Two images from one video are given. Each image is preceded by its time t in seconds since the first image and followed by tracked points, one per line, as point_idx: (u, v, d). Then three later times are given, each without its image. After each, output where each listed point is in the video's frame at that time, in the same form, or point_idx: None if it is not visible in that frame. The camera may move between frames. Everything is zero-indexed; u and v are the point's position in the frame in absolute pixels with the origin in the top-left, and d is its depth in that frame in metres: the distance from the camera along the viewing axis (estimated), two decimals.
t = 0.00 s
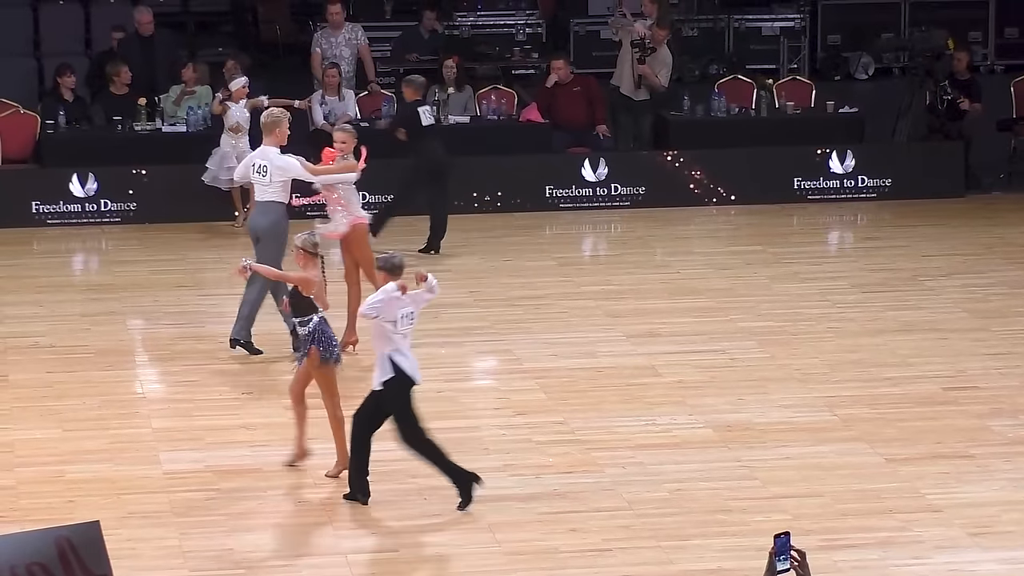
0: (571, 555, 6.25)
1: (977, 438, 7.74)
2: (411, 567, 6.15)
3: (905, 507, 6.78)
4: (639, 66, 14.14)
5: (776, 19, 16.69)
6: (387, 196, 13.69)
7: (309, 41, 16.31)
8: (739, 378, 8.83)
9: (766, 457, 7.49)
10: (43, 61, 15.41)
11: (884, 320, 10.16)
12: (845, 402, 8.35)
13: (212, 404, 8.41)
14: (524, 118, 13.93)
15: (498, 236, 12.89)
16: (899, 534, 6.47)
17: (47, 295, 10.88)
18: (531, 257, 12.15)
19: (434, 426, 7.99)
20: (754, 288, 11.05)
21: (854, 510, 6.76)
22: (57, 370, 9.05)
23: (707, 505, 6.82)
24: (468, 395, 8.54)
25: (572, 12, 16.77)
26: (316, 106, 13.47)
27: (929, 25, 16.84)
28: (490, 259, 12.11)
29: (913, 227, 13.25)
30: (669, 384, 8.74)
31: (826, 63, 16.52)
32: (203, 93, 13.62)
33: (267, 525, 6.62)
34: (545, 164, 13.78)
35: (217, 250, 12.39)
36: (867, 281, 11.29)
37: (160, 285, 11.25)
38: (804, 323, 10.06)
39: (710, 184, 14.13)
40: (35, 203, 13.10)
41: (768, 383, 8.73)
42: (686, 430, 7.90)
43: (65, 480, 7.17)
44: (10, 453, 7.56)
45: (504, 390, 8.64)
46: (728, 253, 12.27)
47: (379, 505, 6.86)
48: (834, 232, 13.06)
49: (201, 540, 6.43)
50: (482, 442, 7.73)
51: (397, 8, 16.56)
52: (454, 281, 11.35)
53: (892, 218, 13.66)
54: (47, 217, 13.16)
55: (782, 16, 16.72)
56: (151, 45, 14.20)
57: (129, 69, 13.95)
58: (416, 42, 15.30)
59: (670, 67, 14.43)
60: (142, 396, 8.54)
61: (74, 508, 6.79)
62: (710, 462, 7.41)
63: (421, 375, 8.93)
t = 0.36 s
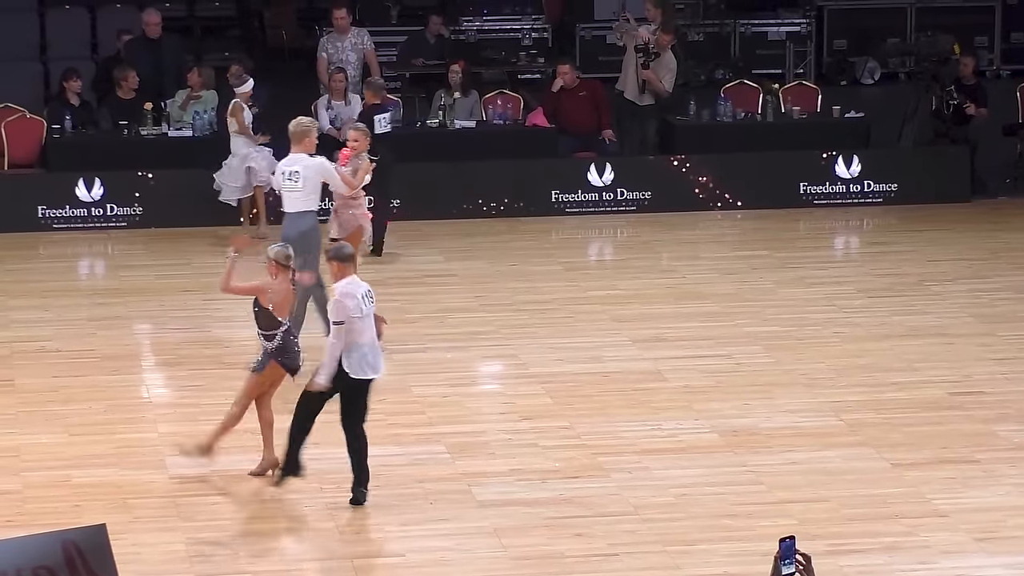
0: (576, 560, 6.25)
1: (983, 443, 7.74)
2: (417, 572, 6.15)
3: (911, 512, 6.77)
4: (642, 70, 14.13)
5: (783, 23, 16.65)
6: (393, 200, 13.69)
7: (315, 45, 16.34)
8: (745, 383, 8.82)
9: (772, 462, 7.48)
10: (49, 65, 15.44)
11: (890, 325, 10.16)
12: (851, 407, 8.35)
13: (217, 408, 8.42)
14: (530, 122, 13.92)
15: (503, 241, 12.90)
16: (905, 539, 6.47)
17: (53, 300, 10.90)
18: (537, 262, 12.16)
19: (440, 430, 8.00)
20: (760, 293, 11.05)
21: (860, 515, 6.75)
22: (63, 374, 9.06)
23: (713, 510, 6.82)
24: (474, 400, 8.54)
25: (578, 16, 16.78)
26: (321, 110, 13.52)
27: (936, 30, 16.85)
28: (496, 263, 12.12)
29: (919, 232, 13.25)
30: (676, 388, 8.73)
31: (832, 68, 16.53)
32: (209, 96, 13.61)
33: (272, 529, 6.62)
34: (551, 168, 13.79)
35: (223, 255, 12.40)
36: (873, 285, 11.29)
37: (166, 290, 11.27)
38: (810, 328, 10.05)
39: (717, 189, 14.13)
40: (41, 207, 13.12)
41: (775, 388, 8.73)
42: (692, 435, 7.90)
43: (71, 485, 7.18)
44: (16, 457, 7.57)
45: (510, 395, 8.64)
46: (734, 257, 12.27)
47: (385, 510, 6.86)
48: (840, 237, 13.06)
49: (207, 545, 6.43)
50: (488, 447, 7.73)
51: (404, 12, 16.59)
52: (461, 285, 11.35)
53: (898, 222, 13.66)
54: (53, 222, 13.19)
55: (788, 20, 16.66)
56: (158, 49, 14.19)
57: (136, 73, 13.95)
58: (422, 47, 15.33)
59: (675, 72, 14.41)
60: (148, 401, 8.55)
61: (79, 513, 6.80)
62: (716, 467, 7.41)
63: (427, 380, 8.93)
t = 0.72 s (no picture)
0: (584, 566, 6.25)
1: (991, 448, 7.73)
2: None
3: (918, 518, 6.77)
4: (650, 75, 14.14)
5: (791, 28, 16.69)
6: (401, 206, 13.70)
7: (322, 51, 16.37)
8: (753, 389, 8.81)
9: (780, 467, 7.47)
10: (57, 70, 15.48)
11: (897, 330, 10.14)
12: (859, 413, 8.34)
13: (225, 413, 8.43)
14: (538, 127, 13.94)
15: (511, 246, 12.92)
16: (913, 544, 6.46)
17: (60, 305, 10.92)
18: (545, 267, 12.16)
19: (448, 436, 8.00)
20: (768, 299, 11.04)
21: (867, 521, 6.74)
22: (71, 379, 9.08)
23: (721, 516, 6.81)
24: (482, 404, 8.55)
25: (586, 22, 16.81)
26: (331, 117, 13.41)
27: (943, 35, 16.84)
28: (504, 269, 12.13)
29: (926, 238, 13.23)
30: (683, 394, 8.73)
31: (840, 73, 16.54)
32: (218, 101, 13.65)
33: (280, 534, 6.63)
34: (559, 174, 13.80)
35: (231, 260, 12.42)
36: (880, 291, 11.28)
37: (174, 295, 11.28)
38: (818, 334, 10.04)
39: (724, 195, 14.13)
40: (49, 212, 13.15)
41: (782, 394, 8.72)
42: (700, 440, 7.89)
43: (78, 489, 7.19)
44: (24, 462, 7.59)
45: (518, 400, 8.64)
46: (742, 263, 12.27)
47: (393, 515, 6.86)
48: (848, 242, 13.05)
49: (215, 549, 6.44)
50: (496, 452, 7.73)
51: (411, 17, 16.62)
52: (469, 291, 11.36)
53: (905, 228, 13.64)
54: (61, 226, 13.22)
55: (796, 26, 16.71)
56: (169, 54, 14.22)
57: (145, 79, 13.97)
58: (429, 52, 15.37)
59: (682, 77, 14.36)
60: (156, 405, 8.56)
61: (87, 517, 6.81)
62: (724, 473, 7.40)
63: (435, 385, 8.93)
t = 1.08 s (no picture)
0: (601, 568, 6.25)
1: (1009, 453, 7.70)
2: None
3: (935, 522, 6.74)
4: (667, 79, 14.09)
5: (808, 32, 16.64)
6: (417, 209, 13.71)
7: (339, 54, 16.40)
8: (771, 392, 8.79)
9: (797, 471, 7.46)
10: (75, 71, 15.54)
11: (915, 334, 10.11)
12: (876, 416, 8.32)
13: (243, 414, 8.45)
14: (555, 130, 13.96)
15: (528, 248, 12.92)
16: (930, 549, 6.44)
17: (77, 305, 10.95)
18: (562, 270, 12.16)
19: (465, 438, 8.00)
20: (785, 302, 11.01)
21: (884, 525, 6.73)
22: (88, 380, 9.11)
23: (737, 519, 6.80)
24: (499, 407, 8.55)
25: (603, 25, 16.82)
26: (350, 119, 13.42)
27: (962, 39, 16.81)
28: (521, 271, 12.13)
29: (944, 241, 13.19)
30: (701, 397, 8.72)
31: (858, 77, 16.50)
32: (235, 102, 13.66)
33: (297, 536, 6.63)
34: (575, 176, 13.79)
35: (249, 261, 12.44)
36: (898, 294, 11.25)
37: (191, 296, 11.31)
38: (836, 337, 10.02)
39: (741, 198, 14.11)
40: (67, 219, 13.20)
41: (800, 397, 8.70)
42: (717, 444, 7.88)
43: (96, 490, 7.21)
44: (41, 462, 7.62)
45: (535, 402, 8.64)
46: (760, 266, 12.25)
47: (409, 517, 6.87)
48: (865, 246, 13.02)
49: (231, 550, 6.45)
50: (513, 454, 7.73)
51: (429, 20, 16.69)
52: (486, 293, 11.36)
53: (923, 232, 13.59)
54: (79, 234, 13.26)
55: (814, 29, 16.69)
56: (187, 56, 14.22)
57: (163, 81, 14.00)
58: (448, 55, 15.36)
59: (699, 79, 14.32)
60: (174, 406, 8.59)
61: (104, 518, 6.83)
62: (741, 476, 7.39)
63: (452, 387, 8.93)
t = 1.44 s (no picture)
0: (636, 569, 6.24)
1: None
2: None
3: (972, 524, 6.70)
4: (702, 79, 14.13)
5: (845, 32, 16.52)
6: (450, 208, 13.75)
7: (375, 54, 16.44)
8: (806, 394, 8.76)
9: (833, 472, 7.43)
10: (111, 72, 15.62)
11: (953, 335, 10.06)
12: (913, 418, 8.28)
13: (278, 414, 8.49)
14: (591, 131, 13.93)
15: (563, 249, 12.93)
16: (966, 551, 6.40)
17: (114, 305, 11.02)
18: (599, 270, 12.15)
19: (500, 438, 8.01)
20: (821, 303, 10.97)
21: (920, 526, 6.69)
22: (124, 378, 9.17)
23: (772, 520, 6.78)
24: (535, 407, 8.55)
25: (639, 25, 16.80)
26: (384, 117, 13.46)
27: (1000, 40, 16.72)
28: (556, 271, 12.13)
29: (982, 243, 13.10)
30: (736, 398, 8.70)
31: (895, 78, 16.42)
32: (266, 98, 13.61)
33: (332, 535, 6.66)
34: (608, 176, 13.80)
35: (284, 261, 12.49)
36: (935, 296, 11.19)
37: (226, 295, 11.36)
38: (872, 338, 9.97)
39: (775, 197, 14.07)
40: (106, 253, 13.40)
41: (835, 398, 8.66)
42: (752, 445, 7.86)
43: (131, 489, 7.26)
44: (77, 461, 7.67)
45: (570, 402, 8.64)
46: (797, 267, 12.21)
47: (444, 516, 6.88)
48: (900, 247, 12.96)
49: (265, 549, 6.48)
50: (548, 454, 7.73)
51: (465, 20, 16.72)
52: (522, 293, 11.37)
53: (959, 233, 13.51)
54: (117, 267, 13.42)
55: (850, 30, 16.58)
56: (224, 56, 14.30)
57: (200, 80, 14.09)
58: (484, 55, 15.36)
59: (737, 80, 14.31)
60: (210, 405, 8.63)
61: (140, 517, 6.88)
62: (776, 477, 7.36)
63: (487, 387, 8.94)
